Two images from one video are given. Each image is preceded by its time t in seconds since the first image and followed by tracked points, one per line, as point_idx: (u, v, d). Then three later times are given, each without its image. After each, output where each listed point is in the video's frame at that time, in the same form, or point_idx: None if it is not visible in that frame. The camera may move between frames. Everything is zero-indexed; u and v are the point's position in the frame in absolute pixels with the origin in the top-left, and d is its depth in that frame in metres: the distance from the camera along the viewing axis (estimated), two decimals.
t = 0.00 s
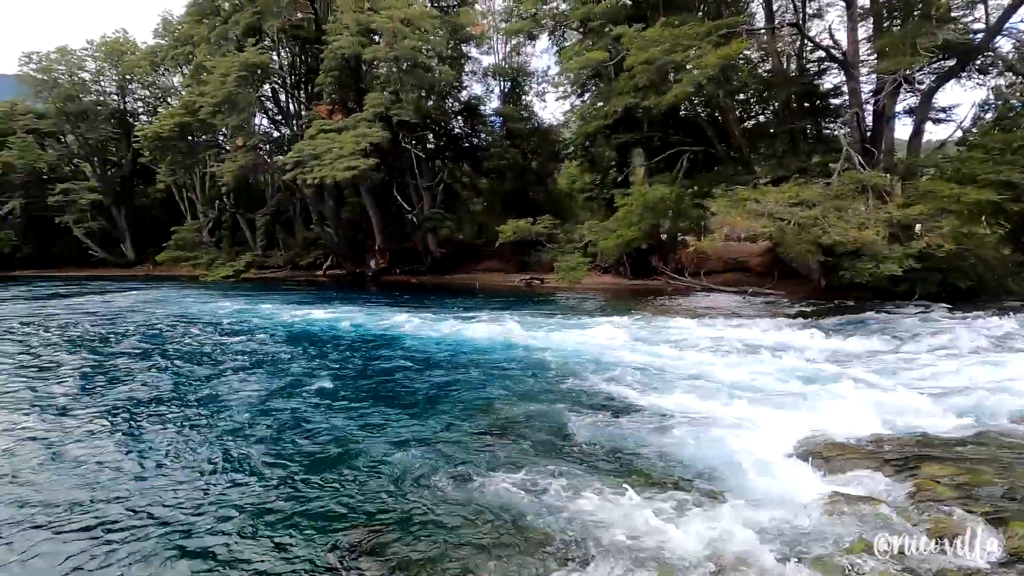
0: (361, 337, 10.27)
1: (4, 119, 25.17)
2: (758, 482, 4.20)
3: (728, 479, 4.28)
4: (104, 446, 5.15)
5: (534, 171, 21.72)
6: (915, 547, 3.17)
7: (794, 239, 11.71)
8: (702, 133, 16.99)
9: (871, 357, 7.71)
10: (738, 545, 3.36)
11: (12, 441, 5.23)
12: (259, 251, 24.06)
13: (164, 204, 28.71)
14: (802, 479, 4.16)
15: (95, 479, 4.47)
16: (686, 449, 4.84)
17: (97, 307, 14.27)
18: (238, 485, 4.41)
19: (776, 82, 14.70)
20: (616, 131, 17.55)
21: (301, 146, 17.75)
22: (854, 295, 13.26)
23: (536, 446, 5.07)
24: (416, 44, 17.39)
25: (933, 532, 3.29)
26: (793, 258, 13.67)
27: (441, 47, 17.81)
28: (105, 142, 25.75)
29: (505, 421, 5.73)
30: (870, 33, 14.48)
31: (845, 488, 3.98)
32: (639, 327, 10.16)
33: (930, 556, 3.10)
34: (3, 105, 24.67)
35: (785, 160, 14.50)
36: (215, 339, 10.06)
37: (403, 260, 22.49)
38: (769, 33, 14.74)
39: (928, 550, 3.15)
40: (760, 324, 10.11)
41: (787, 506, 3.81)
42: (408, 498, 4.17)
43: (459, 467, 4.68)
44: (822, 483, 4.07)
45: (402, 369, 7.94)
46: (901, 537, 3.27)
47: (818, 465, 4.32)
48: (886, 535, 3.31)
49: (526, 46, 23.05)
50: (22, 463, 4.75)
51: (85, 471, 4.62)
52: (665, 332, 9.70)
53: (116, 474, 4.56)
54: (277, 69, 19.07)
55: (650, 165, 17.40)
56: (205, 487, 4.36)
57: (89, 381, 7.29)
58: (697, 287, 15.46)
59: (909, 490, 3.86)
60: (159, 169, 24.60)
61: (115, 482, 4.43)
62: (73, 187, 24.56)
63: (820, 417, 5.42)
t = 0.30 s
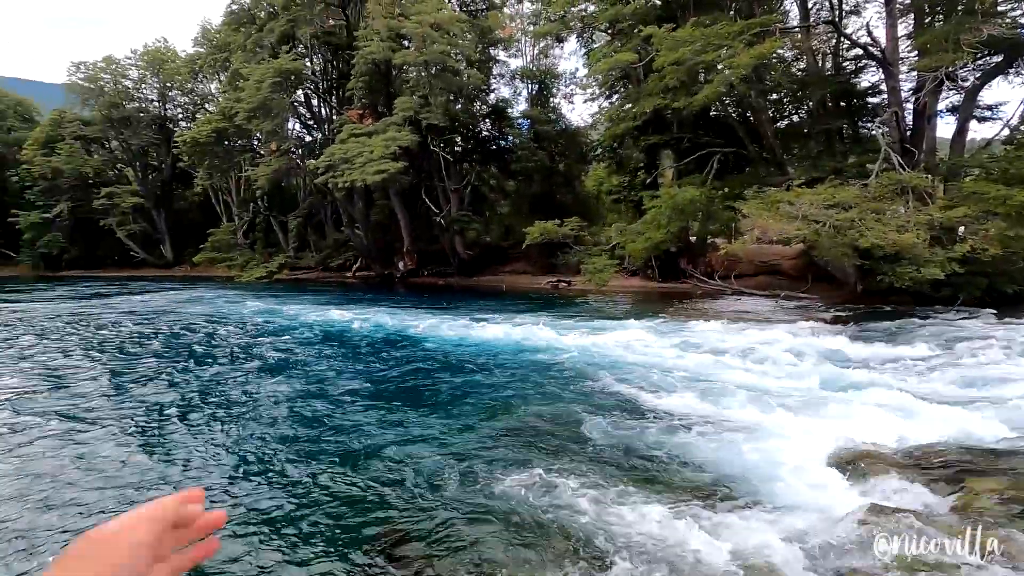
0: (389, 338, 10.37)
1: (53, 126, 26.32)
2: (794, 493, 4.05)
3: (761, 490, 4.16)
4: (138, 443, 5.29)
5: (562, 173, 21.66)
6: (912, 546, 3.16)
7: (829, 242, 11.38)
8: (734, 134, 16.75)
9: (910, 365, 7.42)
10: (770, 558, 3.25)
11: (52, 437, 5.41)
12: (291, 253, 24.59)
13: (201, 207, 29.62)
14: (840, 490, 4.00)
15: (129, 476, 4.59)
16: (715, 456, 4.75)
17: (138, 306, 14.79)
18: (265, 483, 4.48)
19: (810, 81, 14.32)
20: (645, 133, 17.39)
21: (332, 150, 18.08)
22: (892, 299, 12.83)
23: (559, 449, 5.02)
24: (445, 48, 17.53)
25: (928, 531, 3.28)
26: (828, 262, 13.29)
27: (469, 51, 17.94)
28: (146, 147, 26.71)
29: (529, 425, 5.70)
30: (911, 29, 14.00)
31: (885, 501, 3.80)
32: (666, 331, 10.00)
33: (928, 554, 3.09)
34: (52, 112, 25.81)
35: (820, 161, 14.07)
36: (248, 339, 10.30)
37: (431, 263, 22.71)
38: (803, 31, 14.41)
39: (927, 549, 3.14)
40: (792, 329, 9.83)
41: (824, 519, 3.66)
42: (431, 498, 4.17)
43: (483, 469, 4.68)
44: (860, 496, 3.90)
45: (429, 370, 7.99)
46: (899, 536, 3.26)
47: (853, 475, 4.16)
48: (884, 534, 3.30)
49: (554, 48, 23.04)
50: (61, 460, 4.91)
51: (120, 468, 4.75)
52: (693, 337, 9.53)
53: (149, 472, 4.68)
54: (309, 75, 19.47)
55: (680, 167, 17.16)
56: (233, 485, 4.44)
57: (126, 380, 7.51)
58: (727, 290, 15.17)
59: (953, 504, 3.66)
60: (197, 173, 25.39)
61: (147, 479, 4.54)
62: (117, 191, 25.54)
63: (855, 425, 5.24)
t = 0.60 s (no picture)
0: (401, 338, 10.42)
1: (71, 128, 26.76)
2: (806, 494, 4.04)
3: (775, 490, 4.14)
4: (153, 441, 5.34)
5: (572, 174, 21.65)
6: (913, 546, 3.21)
7: (842, 242, 11.28)
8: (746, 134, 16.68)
9: (927, 366, 7.33)
10: (782, 558, 3.23)
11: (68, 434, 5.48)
12: (303, 253, 24.82)
13: (215, 207, 29.95)
14: (851, 492, 3.98)
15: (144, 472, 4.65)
16: (730, 457, 4.73)
17: (153, 305, 14.98)
18: (278, 480, 4.53)
19: (824, 80, 14.18)
20: (656, 133, 17.36)
21: (344, 151, 18.22)
22: (907, 300, 12.69)
23: (572, 449, 5.04)
24: (456, 49, 17.57)
25: (930, 533, 3.30)
26: (842, 262, 13.17)
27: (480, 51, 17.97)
28: (161, 149, 27.07)
29: (542, 424, 5.71)
30: (927, 27, 13.84)
31: (896, 503, 3.78)
32: (678, 332, 9.99)
33: (929, 555, 3.12)
34: (70, 114, 26.23)
35: (834, 160, 13.91)
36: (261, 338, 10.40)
37: (441, 263, 22.80)
38: (817, 30, 14.30)
39: (929, 549, 3.17)
40: (805, 330, 9.76)
41: (837, 520, 3.65)
42: (441, 496, 4.19)
43: (493, 468, 4.69)
44: (872, 496, 3.89)
45: (441, 370, 8.04)
46: (902, 536, 3.30)
47: (866, 477, 4.13)
48: (887, 534, 3.34)
49: (564, 49, 23.04)
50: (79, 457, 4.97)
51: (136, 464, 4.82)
52: (706, 338, 9.49)
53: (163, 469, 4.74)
54: (321, 77, 19.63)
55: (691, 167, 17.08)
56: (246, 481, 4.49)
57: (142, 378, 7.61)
58: (739, 291, 15.11)
59: (966, 506, 3.63)
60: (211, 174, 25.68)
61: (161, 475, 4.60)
62: (132, 192, 25.90)
63: (869, 427, 5.20)
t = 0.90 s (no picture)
0: (411, 338, 10.45)
1: (86, 130, 27.18)
2: (816, 496, 4.01)
3: (785, 492, 4.11)
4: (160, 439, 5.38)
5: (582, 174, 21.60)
6: (912, 546, 3.20)
7: (855, 242, 11.15)
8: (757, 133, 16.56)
9: (942, 368, 7.23)
10: (788, 561, 3.19)
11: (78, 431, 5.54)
12: (314, 253, 25.01)
13: (227, 208, 30.25)
14: (861, 494, 3.94)
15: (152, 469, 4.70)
16: (740, 459, 4.69)
17: (165, 305, 15.16)
18: (285, 479, 4.57)
19: (836, 78, 13.96)
20: (666, 133, 17.30)
21: (354, 152, 18.32)
22: (921, 300, 12.54)
23: (580, 449, 5.02)
24: (465, 49, 17.55)
25: (933, 534, 3.27)
26: (855, 262, 13.04)
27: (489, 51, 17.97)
28: (174, 150, 27.39)
29: (550, 425, 5.70)
30: (942, 25, 13.66)
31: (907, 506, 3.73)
32: (688, 333, 9.93)
33: (928, 555, 3.11)
34: (86, 116, 26.64)
35: (846, 159, 13.75)
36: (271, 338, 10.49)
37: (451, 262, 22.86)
38: (829, 28, 14.16)
39: (929, 549, 3.16)
40: (817, 330, 9.66)
41: (845, 522, 3.62)
42: (445, 497, 4.18)
43: (501, 468, 4.68)
44: (882, 500, 3.84)
45: (449, 370, 8.06)
46: (903, 537, 3.29)
47: (877, 480, 4.07)
48: (887, 535, 3.34)
49: (574, 48, 23.02)
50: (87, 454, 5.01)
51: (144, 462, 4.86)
52: (716, 338, 9.43)
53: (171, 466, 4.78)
54: (331, 78, 19.73)
55: (701, 166, 16.98)
56: (257, 480, 4.53)
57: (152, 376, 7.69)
58: (750, 291, 15.02)
59: (978, 509, 3.57)
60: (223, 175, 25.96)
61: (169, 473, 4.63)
62: (146, 192, 26.25)
63: (880, 429, 5.13)
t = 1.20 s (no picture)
0: (420, 338, 10.48)
1: (101, 132, 27.53)
2: (826, 497, 3.99)
3: (793, 492, 4.11)
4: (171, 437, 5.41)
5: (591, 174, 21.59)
6: (911, 544, 3.20)
7: (867, 242, 11.05)
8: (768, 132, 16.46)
9: (957, 369, 7.14)
10: (796, 561, 3.19)
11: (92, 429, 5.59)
12: (324, 253, 25.20)
13: (238, 208, 30.51)
14: (871, 495, 3.92)
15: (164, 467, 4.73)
16: (752, 460, 4.66)
17: (177, 304, 15.32)
18: (294, 479, 4.58)
19: (848, 77, 13.87)
20: (675, 133, 17.25)
21: (363, 152, 18.41)
22: (934, 300, 12.42)
23: (592, 451, 5.01)
24: (474, 50, 17.54)
25: (935, 534, 3.27)
26: (867, 262, 12.94)
27: (498, 52, 17.96)
28: (187, 152, 27.69)
29: (560, 425, 5.70)
30: (957, 22, 13.48)
31: (915, 506, 3.71)
32: (699, 333, 9.90)
33: (926, 553, 3.12)
34: (100, 118, 26.97)
35: (858, 158, 13.63)
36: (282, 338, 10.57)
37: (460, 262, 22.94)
38: (841, 27, 14.03)
39: (928, 547, 3.16)
40: (829, 331, 9.59)
41: (852, 523, 3.60)
42: (453, 498, 4.18)
43: (512, 468, 4.70)
44: (890, 500, 3.81)
45: (459, 370, 8.08)
46: (903, 536, 3.30)
47: (890, 482, 4.02)
48: (887, 535, 3.35)
49: (583, 49, 23.00)
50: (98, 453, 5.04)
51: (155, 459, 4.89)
52: (726, 338, 9.39)
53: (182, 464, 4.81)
54: (341, 79, 19.83)
55: (711, 166, 16.89)
56: (270, 478, 4.58)
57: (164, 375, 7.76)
58: (760, 291, 14.96)
59: (989, 510, 3.52)
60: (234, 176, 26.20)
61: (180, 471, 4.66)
62: (159, 194, 26.54)
63: (893, 431, 5.07)
